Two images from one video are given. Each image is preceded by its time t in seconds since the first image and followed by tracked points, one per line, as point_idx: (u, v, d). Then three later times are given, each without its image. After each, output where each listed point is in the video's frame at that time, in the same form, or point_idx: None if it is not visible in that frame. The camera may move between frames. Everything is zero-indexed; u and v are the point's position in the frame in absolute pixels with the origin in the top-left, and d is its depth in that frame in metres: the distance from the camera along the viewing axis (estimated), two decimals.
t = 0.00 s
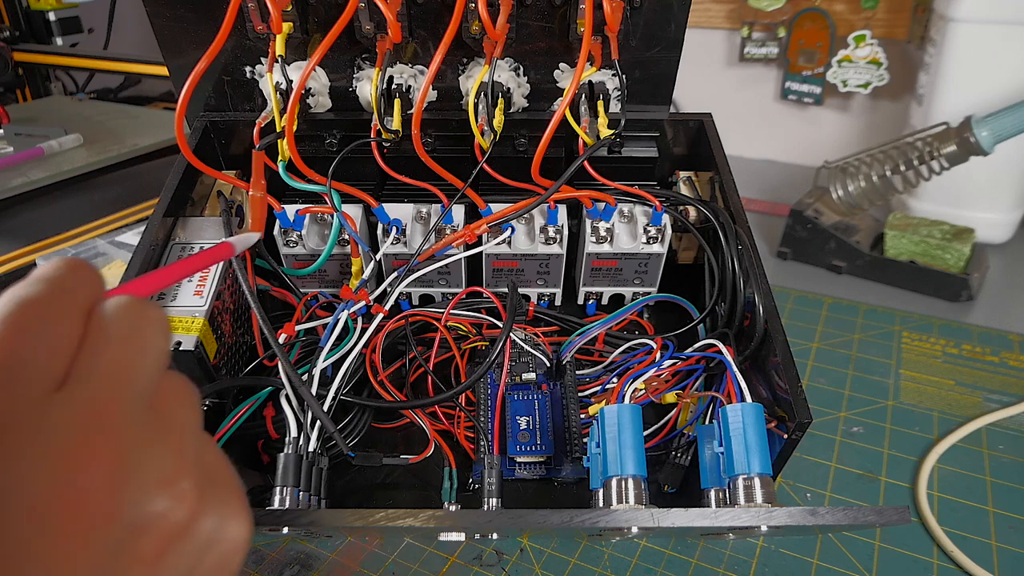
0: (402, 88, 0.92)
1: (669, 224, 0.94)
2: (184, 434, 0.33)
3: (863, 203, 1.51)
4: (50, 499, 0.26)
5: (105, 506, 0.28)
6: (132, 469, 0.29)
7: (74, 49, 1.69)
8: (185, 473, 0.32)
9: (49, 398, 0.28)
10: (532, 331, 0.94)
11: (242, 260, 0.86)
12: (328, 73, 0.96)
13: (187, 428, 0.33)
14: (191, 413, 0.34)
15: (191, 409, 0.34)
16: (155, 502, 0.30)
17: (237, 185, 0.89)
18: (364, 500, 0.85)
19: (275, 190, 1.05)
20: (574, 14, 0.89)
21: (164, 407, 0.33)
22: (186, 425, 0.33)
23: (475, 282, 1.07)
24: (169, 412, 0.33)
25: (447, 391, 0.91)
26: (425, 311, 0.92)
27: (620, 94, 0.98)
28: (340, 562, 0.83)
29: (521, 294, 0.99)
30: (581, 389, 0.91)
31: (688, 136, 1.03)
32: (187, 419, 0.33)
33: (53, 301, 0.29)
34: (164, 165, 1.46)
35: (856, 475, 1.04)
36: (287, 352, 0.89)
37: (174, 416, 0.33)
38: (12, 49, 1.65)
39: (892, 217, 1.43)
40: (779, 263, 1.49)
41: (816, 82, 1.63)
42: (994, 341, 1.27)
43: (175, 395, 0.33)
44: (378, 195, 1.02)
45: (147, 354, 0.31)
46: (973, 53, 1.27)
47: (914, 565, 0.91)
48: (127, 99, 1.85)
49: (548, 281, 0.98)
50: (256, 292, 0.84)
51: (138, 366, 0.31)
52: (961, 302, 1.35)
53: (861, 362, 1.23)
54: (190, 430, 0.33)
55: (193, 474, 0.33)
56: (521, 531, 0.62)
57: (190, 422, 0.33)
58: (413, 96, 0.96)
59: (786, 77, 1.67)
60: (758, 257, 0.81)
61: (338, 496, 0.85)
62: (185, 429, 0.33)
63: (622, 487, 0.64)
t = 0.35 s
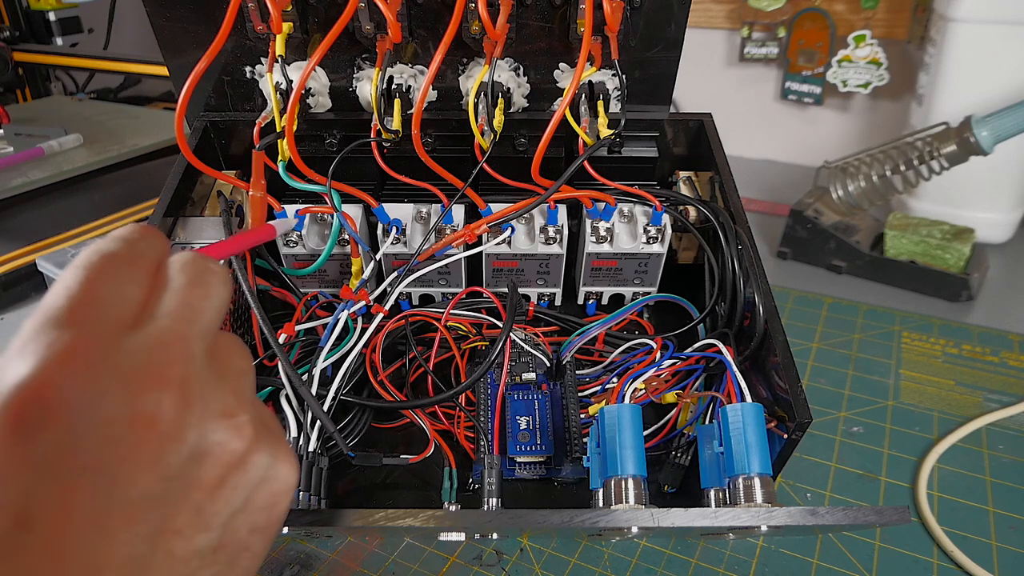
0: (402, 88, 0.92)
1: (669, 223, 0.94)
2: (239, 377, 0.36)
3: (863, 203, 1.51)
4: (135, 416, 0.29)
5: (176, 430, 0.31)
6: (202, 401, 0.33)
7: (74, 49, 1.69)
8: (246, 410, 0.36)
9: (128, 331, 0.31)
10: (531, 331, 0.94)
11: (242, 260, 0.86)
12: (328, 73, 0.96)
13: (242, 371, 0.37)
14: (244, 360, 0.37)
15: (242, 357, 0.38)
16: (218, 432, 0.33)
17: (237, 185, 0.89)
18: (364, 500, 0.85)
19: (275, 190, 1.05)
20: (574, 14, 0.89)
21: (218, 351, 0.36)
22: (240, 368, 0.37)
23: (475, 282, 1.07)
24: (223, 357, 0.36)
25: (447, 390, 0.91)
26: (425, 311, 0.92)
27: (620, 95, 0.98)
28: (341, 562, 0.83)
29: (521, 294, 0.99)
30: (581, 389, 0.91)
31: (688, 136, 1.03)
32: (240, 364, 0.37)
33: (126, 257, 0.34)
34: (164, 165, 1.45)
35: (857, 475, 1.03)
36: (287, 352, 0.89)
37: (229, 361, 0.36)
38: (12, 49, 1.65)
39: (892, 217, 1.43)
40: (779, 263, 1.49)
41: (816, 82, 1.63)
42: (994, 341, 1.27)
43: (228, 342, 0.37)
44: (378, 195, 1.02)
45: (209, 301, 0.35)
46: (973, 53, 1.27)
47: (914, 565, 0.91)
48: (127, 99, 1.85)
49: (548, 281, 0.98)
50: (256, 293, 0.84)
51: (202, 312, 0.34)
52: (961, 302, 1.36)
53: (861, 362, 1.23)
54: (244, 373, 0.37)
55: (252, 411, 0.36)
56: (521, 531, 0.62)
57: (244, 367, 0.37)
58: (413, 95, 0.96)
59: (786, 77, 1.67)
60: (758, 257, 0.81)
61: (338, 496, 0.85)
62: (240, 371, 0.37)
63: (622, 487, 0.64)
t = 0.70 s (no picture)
0: (402, 88, 0.92)
1: (669, 223, 0.94)
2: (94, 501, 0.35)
3: (863, 203, 1.51)
4: None
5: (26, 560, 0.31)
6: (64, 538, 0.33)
7: (74, 49, 1.69)
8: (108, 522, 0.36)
9: None
10: (532, 331, 0.94)
11: (243, 260, 0.86)
12: (328, 73, 0.96)
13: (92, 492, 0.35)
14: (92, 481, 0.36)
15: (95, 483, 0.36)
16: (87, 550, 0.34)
17: (237, 185, 0.89)
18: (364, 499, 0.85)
19: (275, 190, 1.05)
20: (574, 14, 0.89)
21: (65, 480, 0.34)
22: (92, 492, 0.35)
23: (475, 282, 1.07)
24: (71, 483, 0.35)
25: (447, 390, 0.91)
26: (425, 311, 0.92)
27: (620, 94, 0.98)
28: (341, 562, 0.83)
29: (521, 294, 0.99)
30: (581, 389, 0.91)
31: (688, 136, 1.03)
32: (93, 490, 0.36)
33: None
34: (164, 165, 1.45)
35: (856, 475, 1.03)
36: (287, 352, 0.89)
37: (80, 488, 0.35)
38: (12, 49, 1.65)
39: (892, 217, 1.42)
40: (779, 263, 1.49)
41: (816, 82, 1.63)
42: (994, 341, 1.27)
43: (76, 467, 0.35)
44: (379, 195, 1.02)
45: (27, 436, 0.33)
46: (973, 53, 1.27)
47: (914, 564, 0.91)
48: (127, 99, 1.85)
49: (548, 281, 0.98)
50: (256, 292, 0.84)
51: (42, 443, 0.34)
52: (961, 301, 1.36)
53: (861, 362, 1.23)
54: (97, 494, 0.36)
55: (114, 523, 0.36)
56: (521, 531, 0.62)
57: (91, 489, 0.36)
58: (413, 95, 0.96)
59: (786, 77, 1.67)
60: (758, 257, 0.81)
61: (339, 496, 0.85)
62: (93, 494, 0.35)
63: (622, 487, 0.64)
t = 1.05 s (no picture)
0: (402, 88, 0.92)
1: (669, 224, 0.94)
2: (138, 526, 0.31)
3: (863, 203, 1.51)
4: None
5: None
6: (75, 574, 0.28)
7: (74, 49, 1.69)
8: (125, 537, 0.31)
9: None
10: (532, 331, 0.94)
11: (243, 260, 0.86)
12: (328, 73, 0.96)
13: (134, 515, 0.32)
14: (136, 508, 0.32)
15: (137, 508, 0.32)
16: None
17: (237, 185, 0.89)
18: (364, 499, 0.85)
19: (275, 190, 1.05)
20: (574, 14, 0.89)
21: (107, 508, 0.30)
22: (137, 516, 0.32)
23: (475, 282, 1.07)
24: (114, 511, 0.31)
25: (447, 390, 0.91)
26: (425, 311, 0.92)
27: (620, 95, 0.99)
28: (340, 562, 0.83)
29: (521, 294, 0.99)
30: (581, 388, 0.91)
31: (688, 136, 1.03)
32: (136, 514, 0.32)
33: None
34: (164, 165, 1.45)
35: (856, 475, 1.03)
36: (287, 352, 0.89)
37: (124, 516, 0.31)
38: (12, 49, 1.65)
39: (892, 217, 1.42)
40: (779, 263, 1.49)
41: (816, 82, 1.63)
42: (994, 341, 1.27)
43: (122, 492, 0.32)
44: (378, 195, 1.02)
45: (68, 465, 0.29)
46: (973, 53, 1.27)
47: (914, 565, 0.91)
48: (127, 99, 1.85)
49: (548, 281, 0.98)
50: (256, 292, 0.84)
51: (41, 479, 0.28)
52: (961, 301, 1.36)
53: (861, 362, 1.23)
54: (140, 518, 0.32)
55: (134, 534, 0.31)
56: (521, 531, 0.62)
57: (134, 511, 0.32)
58: (413, 96, 0.96)
59: (786, 77, 1.67)
60: (758, 257, 0.81)
61: (338, 496, 0.85)
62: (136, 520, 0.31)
63: (622, 487, 0.64)
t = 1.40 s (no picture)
0: (402, 88, 0.92)
1: (669, 223, 0.94)
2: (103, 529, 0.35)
3: (863, 203, 1.51)
4: None
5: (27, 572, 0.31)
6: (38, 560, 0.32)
7: (74, 49, 1.69)
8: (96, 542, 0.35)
9: None
10: (532, 331, 0.94)
11: (243, 260, 0.86)
12: (328, 73, 0.96)
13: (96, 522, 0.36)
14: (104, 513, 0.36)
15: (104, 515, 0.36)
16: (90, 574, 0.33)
17: (237, 185, 0.89)
18: (364, 499, 0.85)
19: (275, 190, 1.05)
20: (574, 14, 0.89)
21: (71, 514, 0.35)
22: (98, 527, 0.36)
23: (475, 281, 1.07)
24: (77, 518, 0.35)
25: (447, 390, 0.91)
26: (425, 311, 0.92)
27: (620, 95, 0.99)
28: (340, 562, 0.84)
29: (521, 294, 0.99)
30: (581, 388, 0.91)
31: (688, 136, 1.03)
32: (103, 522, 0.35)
33: None
34: (164, 165, 1.45)
35: (857, 475, 1.03)
36: (287, 352, 0.89)
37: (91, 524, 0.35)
38: (11, 49, 1.65)
39: (892, 217, 1.42)
40: (779, 263, 1.49)
41: (816, 82, 1.63)
42: (994, 341, 1.27)
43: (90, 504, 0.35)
44: (378, 195, 1.02)
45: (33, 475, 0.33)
46: (973, 53, 1.27)
47: (914, 564, 0.91)
48: (127, 99, 1.85)
49: (548, 281, 0.98)
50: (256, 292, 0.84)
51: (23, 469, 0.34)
52: (961, 301, 1.36)
53: (861, 362, 1.23)
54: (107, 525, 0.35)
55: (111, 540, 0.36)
56: (521, 531, 0.62)
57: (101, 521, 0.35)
58: (413, 95, 0.96)
59: (786, 77, 1.67)
60: (758, 257, 0.81)
61: (338, 496, 0.85)
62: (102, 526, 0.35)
63: (622, 487, 0.64)
